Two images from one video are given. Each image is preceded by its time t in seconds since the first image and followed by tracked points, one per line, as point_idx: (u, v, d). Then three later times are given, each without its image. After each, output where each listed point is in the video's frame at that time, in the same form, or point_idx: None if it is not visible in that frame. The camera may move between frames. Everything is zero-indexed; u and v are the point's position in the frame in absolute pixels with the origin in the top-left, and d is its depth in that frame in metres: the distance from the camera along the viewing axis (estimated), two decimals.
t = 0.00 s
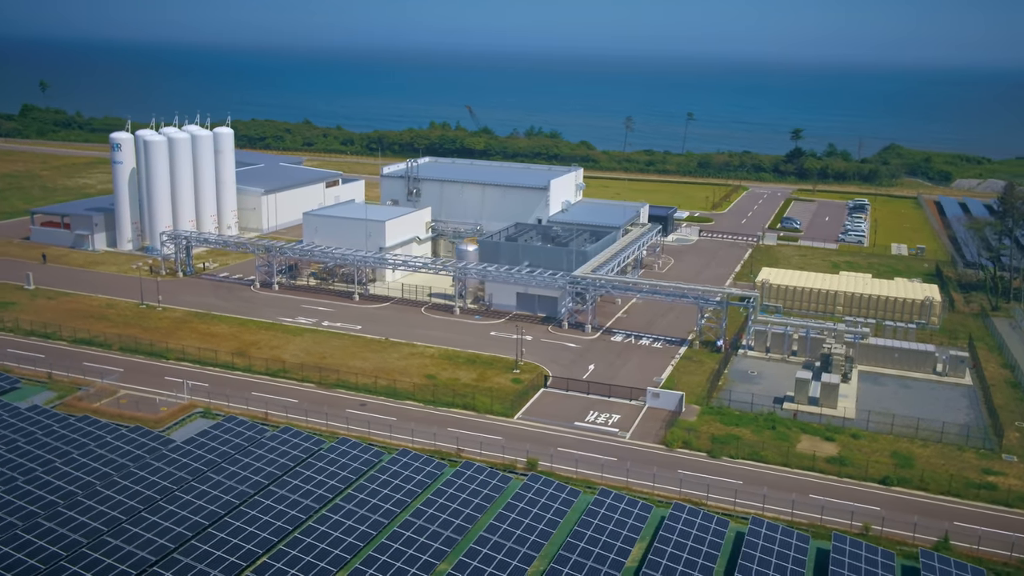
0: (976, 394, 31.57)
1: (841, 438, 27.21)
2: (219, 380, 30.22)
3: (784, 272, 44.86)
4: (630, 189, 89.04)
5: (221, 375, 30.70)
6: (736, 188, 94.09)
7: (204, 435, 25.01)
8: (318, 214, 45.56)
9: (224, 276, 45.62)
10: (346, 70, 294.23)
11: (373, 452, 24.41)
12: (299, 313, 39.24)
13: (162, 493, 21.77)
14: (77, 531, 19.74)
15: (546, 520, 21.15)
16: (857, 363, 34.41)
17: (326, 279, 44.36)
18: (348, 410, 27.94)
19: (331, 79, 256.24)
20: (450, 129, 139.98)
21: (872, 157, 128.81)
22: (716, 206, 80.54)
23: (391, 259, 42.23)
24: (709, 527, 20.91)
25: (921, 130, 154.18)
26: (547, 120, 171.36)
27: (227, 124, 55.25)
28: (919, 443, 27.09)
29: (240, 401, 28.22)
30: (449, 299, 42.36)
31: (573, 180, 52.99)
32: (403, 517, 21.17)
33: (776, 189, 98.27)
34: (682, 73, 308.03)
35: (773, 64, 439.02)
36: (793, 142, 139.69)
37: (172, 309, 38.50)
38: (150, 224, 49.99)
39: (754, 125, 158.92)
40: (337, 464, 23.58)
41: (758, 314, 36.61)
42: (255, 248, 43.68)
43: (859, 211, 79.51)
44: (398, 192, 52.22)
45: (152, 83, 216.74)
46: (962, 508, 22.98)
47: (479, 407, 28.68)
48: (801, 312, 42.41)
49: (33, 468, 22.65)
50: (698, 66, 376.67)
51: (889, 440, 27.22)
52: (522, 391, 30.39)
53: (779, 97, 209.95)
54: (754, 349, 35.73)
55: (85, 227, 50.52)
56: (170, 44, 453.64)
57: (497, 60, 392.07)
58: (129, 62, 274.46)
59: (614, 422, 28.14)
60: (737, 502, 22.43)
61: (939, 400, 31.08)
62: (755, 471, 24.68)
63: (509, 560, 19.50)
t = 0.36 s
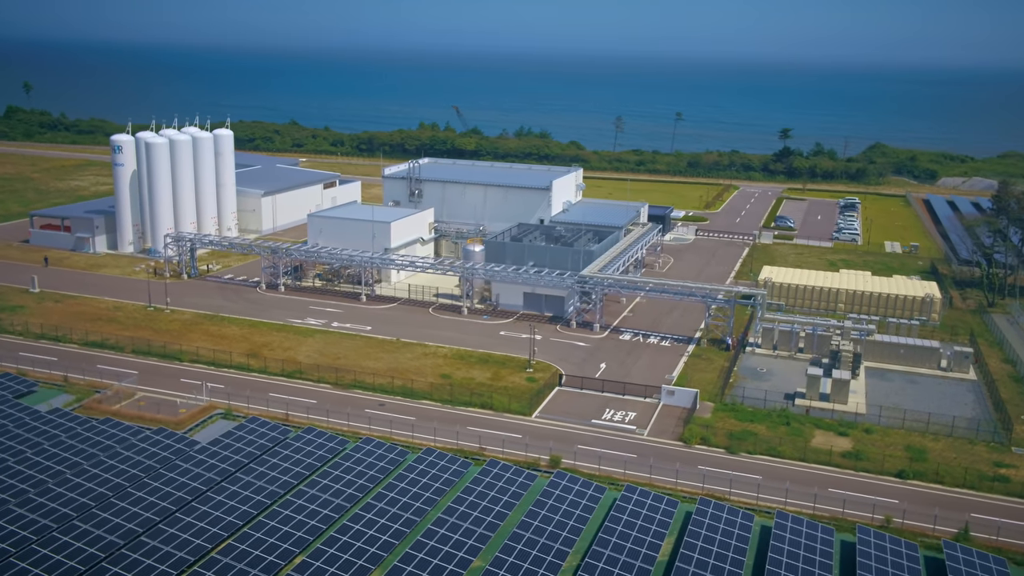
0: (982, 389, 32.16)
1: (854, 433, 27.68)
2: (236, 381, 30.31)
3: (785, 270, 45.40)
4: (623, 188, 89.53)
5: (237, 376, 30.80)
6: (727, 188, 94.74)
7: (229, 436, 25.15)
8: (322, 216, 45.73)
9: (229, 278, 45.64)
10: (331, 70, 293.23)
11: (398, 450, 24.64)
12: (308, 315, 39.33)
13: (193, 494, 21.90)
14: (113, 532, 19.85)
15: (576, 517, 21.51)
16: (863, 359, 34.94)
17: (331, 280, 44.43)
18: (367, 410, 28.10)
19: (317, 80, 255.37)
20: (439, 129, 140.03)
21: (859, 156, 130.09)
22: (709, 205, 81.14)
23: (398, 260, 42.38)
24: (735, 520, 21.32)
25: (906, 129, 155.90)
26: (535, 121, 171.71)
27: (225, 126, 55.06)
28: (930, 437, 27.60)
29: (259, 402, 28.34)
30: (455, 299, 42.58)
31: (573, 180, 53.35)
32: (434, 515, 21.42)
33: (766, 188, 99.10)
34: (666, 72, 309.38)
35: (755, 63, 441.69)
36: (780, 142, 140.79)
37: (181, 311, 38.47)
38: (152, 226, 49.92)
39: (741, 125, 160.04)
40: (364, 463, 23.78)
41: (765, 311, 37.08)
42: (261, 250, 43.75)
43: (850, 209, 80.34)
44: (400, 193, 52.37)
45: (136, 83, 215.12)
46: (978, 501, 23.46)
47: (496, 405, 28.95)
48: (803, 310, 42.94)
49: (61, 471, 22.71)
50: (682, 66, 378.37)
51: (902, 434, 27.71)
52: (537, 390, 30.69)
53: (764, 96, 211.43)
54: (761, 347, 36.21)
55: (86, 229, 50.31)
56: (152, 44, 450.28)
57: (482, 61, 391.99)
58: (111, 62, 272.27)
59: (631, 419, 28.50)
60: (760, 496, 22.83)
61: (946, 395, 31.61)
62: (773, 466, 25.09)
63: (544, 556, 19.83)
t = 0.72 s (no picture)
0: (983, 383, 32.81)
1: (863, 428, 28.19)
2: (248, 382, 30.34)
3: (783, 269, 45.96)
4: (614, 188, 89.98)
5: (249, 377, 30.85)
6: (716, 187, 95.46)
7: (249, 436, 25.24)
8: (323, 217, 45.84)
9: (230, 279, 45.56)
10: (314, 71, 291.80)
11: (419, 449, 24.83)
12: (314, 316, 39.39)
13: (221, 494, 22.02)
14: (145, 533, 19.96)
15: (601, 512, 21.80)
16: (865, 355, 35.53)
17: (334, 281, 44.49)
18: (382, 410, 28.27)
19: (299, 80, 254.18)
20: (426, 130, 139.96)
21: (843, 155, 131.50)
22: (700, 205, 81.73)
23: (401, 261, 42.50)
24: (758, 514, 21.70)
25: (888, 128, 157.73)
26: (520, 121, 171.92)
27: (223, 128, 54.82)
28: (937, 432, 28.15)
29: (274, 403, 28.42)
30: (459, 299, 42.78)
31: (571, 181, 53.66)
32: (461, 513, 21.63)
33: (754, 187, 99.99)
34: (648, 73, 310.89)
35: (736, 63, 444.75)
36: (765, 141, 141.94)
37: (186, 313, 38.40)
38: (150, 228, 49.70)
39: (725, 125, 161.24)
40: (387, 462, 23.95)
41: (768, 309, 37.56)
42: (263, 251, 43.77)
43: (839, 208, 81.27)
44: (399, 194, 52.48)
45: (117, 83, 213.02)
46: (989, 493, 24.00)
47: (510, 404, 29.19)
48: (803, 307, 43.50)
49: (86, 473, 22.74)
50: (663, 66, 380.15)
51: (910, 429, 28.24)
52: (549, 389, 30.97)
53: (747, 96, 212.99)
54: (765, 344, 36.73)
55: (83, 232, 50.01)
56: (131, 44, 446.01)
57: (464, 62, 391.61)
58: (91, 62, 269.38)
59: (643, 417, 28.86)
60: (778, 491, 23.25)
61: (949, 390, 32.24)
62: (788, 461, 25.52)
63: (574, 551, 20.14)
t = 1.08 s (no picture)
0: (981, 377, 33.53)
1: (870, 421, 28.75)
2: (259, 384, 30.39)
3: (779, 266, 46.57)
4: (602, 187, 90.47)
5: (260, 378, 30.90)
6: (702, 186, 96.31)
7: (268, 436, 25.35)
8: (322, 218, 45.91)
9: (229, 281, 45.44)
10: (291, 71, 289.29)
11: (438, 448, 25.04)
12: (317, 317, 39.44)
13: (245, 495, 22.16)
14: (175, 534, 20.08)
15: (623, 506, 22.10)
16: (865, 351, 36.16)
17: (335, 282, 44.52)
18: (395, 409, 28.47)
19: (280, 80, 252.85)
20: (411, 130, 139.84)
21: (824, 154, 132.89)
22: (689, 203, 82.41)
23: (402, 261, 42.60)
24: (777, 506, 22.09)
25: (867, 127, 159.56)
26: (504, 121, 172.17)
27: (218, 129, 54.45)
28: (941, 425, 28.76)
29: (286, 404, 28.51)
30: (460, 299, 42.98)
31: (566, 181, 54.00)
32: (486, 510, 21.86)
33: (740, 186, 100.89)
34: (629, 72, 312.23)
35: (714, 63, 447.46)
36: (747, 141, 143.19)
37: (189, 315, 38.33)
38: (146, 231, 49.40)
39: (708, 125, 162.46)
40: (408, 461, 24.16)
41: (769, 306, 38.09)
42: (264, 253, 43.73)
43: (825, 206, 82.30)
44: (395, 195, 52.56)
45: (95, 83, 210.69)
46: (996, 483, 24.61)
47: (522, 402, 29.47)
48: (799, 304, 44.12)
49: (108, 476, 22.75)
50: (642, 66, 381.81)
51: (914, 422, 28.85)
52: (558, 387, 31.28)
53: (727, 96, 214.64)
54: (767, 341, 37.26)
55: (78, 234, 49.71)
56: (106, 44, 440.71)
57: (444, 61, 390.96)
58: (67, 62, 266.05)
59: (654, 413, 29.24)
60: (793, 484, 23.73)
61: (948, 384, 32.95)
62: (799, 455, 26.01)
63: (601, 545, 20.39)
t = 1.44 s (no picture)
0: (977, 371, 34.22)
1: (873, 416, 29.30)
2: (268, 384, 30.44)
3: (773, 264, 47.15)
4: (590, 186, 90.87)
5: (269, 379, 30.96)
6: (689, 184, 97.00)
7: (284, 436, 25.47)
8: (320, 219, 45.94)
9: (227, 282, 45.29)
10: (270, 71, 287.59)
11: (454, 446, 25.23)
12: (319, 317, 39.48)
13: (267, 495, 22.28)
14: (202, 534, 20.22)
15: (642, 501, 22.41)
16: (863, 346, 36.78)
17: (334, 282, 44.57)
18: (407, 408, 28.66)
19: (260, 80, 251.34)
20: (396, 130, 139.54)
21: (806, 152, 134.21)
22: (677, 202, 83.02)
23: (403, 261, 42.70)
24: (793, 498, 22.49)
25: (847, 126, 161.25)
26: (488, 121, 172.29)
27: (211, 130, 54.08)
28: (942, 418, 29.35)
29: (298, 404, 28.63)
30: (461, 299, 43.19)
31: (561, 180, 54.35)
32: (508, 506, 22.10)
33: (725, 185, 101.73)
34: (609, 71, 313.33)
35: (692, 62, 450.21)
36: (730, 140, 144.29)
37: (191, 317, 38.25)
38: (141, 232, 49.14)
39: (690, 124, 163.53)
40: (426, 459, 24.35)
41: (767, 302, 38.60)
42: (263, 254, 43.62)
43: (811, 204, 83.20)
44: (391, 195, 52.60)
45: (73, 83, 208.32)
46: (1001, 474, 25.21)
47: (531, 400, 29.73)
48: (794, 301, 44.70)
49: (129, 477, 22.80)
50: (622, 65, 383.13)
51: (916, 416, 29.43)
52: (566, 385, 31.58)
53: (708, 96, 216.10)
54: (766, 338, 37.77)
55: (72, 236, 49.50)
56: (81, 43, 435.78)
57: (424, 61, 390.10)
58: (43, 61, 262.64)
59: (662, 409, 29.60)
60: (805, 478, 24.23)
61: (946, 378, 33.60)
62: (808, 449, 26.50)
63: (624, 539, 20.68)
